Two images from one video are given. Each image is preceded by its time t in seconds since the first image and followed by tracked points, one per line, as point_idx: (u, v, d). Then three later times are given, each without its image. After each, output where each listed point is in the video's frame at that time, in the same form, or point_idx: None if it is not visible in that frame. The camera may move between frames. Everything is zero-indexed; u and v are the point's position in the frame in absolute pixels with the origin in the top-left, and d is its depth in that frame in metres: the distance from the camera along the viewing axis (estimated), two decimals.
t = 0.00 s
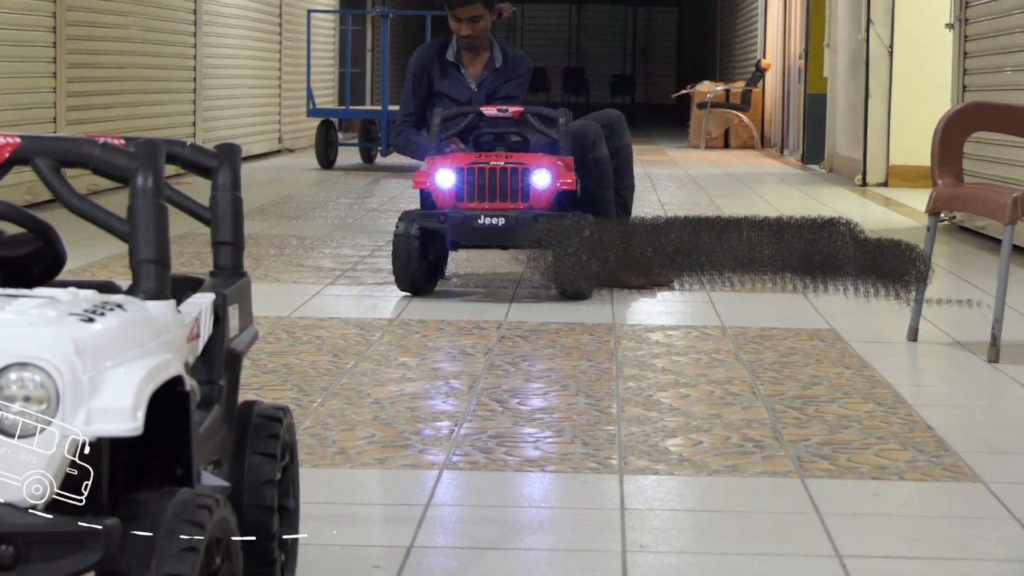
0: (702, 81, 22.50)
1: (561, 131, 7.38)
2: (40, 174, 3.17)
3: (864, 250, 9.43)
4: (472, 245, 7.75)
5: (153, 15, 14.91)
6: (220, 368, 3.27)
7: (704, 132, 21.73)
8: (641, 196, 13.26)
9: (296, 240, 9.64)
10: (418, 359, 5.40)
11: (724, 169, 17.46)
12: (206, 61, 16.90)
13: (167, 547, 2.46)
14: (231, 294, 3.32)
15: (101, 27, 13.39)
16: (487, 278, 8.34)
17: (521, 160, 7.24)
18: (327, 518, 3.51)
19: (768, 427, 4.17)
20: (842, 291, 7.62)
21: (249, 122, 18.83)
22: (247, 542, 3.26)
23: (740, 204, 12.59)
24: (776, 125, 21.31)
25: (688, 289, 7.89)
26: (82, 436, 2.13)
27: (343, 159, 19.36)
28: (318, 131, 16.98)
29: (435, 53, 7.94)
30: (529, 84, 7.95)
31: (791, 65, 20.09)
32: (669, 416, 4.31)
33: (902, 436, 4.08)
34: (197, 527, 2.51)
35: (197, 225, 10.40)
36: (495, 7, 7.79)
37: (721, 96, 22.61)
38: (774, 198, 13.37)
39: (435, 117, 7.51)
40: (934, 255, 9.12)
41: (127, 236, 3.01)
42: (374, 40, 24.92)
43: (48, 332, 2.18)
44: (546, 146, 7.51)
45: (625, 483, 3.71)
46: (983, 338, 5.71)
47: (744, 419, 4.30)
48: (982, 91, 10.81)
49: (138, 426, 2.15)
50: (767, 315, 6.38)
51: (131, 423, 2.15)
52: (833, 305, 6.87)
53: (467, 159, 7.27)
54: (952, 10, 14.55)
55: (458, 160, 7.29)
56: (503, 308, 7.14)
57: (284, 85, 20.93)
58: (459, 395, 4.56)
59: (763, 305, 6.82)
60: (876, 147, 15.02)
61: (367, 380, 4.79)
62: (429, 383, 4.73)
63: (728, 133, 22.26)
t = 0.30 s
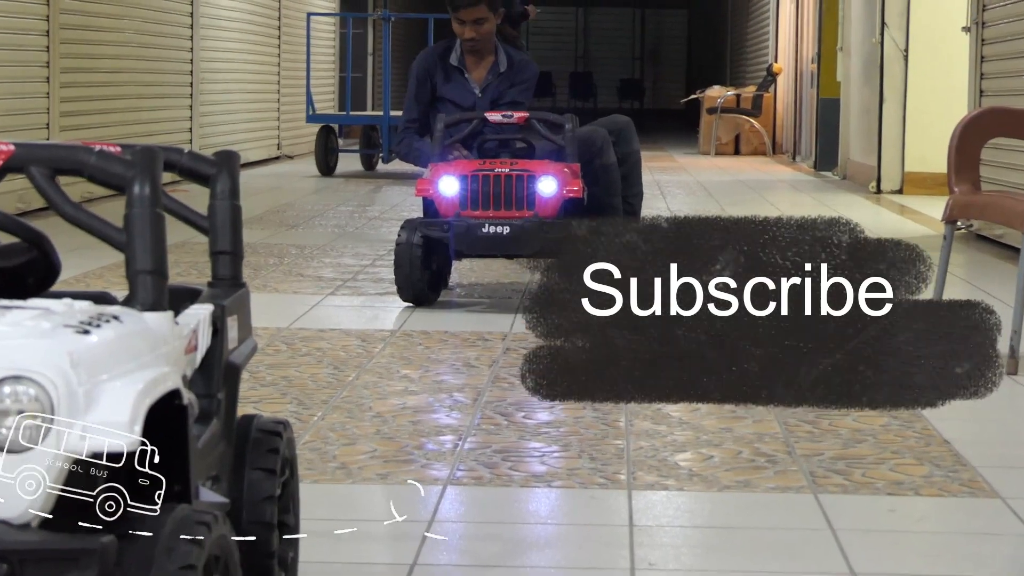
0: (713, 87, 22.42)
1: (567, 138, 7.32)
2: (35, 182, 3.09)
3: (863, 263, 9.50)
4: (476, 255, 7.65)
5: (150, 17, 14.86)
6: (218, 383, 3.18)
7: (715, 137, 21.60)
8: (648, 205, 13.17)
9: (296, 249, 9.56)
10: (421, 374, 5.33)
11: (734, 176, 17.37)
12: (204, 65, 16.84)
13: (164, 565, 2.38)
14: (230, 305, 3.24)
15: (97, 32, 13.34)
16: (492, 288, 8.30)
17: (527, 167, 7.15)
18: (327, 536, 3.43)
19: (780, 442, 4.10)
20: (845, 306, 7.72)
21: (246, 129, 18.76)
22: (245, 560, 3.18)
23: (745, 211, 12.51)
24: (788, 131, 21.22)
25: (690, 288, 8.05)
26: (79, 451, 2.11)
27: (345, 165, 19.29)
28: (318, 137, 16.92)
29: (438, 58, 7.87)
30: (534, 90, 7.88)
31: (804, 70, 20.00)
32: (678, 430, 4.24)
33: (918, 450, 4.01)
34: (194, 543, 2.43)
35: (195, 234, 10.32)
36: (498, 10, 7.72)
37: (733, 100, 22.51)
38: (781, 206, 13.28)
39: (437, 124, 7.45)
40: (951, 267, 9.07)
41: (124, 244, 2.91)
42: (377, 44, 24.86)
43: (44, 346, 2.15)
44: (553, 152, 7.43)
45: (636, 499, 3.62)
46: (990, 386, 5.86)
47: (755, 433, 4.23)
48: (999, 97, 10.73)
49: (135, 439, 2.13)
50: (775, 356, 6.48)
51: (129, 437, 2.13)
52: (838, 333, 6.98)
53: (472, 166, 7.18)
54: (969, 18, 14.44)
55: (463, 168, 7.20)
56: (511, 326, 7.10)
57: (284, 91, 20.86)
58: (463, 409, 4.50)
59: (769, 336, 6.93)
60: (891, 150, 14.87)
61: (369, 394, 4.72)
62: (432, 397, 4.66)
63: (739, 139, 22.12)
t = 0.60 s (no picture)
0: (724, 92, 22.29)
1: (575, 145, 7.21)
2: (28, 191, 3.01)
3: (863, 262, 9.47)
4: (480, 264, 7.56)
5: (150, 19, 14.74)
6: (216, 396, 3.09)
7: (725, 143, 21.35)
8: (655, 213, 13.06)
9: (295, 259, 9.47)
10: (424, 388, 5.26)
11: (743, 182, 17.27)
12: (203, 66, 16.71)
13: None
14: (228, 317, 3.15)
15: (95, 35, 13.22)
16: (497, 298, 8.22)
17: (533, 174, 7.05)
18: (329, 553, 3.34)
19: (791, 458, 4.05)
20: (845, 306, 7.69)
21: (246, 132, 18.65)
22: None
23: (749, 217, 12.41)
24: (801, 137, 21.08)
25: (689, 286, 7.99)
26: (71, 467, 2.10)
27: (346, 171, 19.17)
28: (319, 144, 16.77)
29: (442, 63, 7.78)
30: (539, 95, 7.78)
31: (816, 74, 19.87)
32: (687, 446, 4.19)
33: (933, 466, 3.96)
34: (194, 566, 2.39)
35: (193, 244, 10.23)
36: (502, 13, 7.61)
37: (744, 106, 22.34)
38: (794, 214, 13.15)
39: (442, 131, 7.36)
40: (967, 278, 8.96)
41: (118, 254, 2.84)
42: (378, 46, 24.73)
43: (37, 359, 2.13)
44: (559, 159, 7.35)
45: (644, 516, 3.54)
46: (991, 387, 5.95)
47: (766, 450, 4.18)
48: (1013, 103, 10.70)
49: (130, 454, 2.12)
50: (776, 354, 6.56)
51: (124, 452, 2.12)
52: (839, 333, 7.03)
53: (477, 173, 7.07)
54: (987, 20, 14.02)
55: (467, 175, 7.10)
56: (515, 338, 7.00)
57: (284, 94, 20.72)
58: (467, 423, 4.46)
59: (771, 335, 6.94)
60: (905, 153, 14.41)
61: (370, 407, 4.72)
62: (435, 410, 4.63)
63: (749, 145, 21.71)
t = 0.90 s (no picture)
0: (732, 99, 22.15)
1: (578, 153, 7.12)
2: (15, 200, 2.94)
3: (864, 262, 9.65)
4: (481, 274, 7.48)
5: (142, 23, 14.64)
6: (209, 413, 3.00)
7: (732, 152, 21.26)
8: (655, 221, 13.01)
9: (289, 269, 9.42)
10: (423, 403, 5.22)
11: (748, 191, 17.21)
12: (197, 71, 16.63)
13: None
14: (221, 330, 3.08)
15: (86, 40, 13.13)
16: (497, 310, 8.15)
17: (535, 183, 6.96)
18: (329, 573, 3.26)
19: (799, 475, 4.07)
20: (844, 307, 8.04)
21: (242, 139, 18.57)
22: None
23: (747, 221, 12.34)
24: (808, 145, 20.98)
25: (691, 287, 8.31)
26: (61, 481, 2.17)
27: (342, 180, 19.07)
28: (315, 152, 16.68)
29: (441, 70, 7.69)
30: (542, 101, 7.77)
31: (825, 80, 19.79)
32: (691, 462, 4.23)
33: (944, 483, 3.97)
34: None
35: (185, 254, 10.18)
36: (504, 21, 7.56)
37: (751, 113, 22.20)
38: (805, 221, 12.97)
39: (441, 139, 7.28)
40: (979, 289, 8.92)
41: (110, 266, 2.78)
42: (376, 50, 24.65)
43: (28, 373, 2.22)
44: (561, 167, 7.27)
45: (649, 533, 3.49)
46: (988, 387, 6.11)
47: (771, 467, 4.22)
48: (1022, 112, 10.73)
49: (121, 471, 2.19)
50: (776, 354, 6.74)
51: (114, 467, 2.20)
52: (839, 334, 7.20)
53: (478, 181, 6.98)
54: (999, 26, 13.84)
55: (468, 183, 7.00)
56: (516, 348, 6.94)
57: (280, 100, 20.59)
58: (466, 439, 4.49)
59: (770, 337, 7.12)
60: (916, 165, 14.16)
61: (366, 423, 4.75)
62: (434, 426, 4.69)
63: (756, 153, 21.64)
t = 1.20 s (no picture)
0: (738, 105, 22.03)
1: (581, 159, 7.05)
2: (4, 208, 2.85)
3: (865, 262, 9.77)
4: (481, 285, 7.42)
5: (133, 26, 14.54)
6: (203, 427, 2.94)
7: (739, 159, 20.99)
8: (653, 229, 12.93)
9: (286, 278, 9.38)
10: (422, 416, 5.16)
11: (751, 199, 17.14)
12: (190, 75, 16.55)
13: None
14: (215, 341, 3.00)
15: (76, 44, 13.06)
16: (499, 321, 8.10)
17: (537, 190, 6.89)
18: None
19: (808, 490, 4.05)
20: (845, 307, 8.08)
21: (234, 144, 18.48)
22: None
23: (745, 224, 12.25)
24: (818, 152, 20.88)
25: (690, 286, 8.32)
26: (51, 497, 2.09)
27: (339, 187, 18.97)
28: (311, 157, 16.64)
29: (440, 74, 7.62)
30: (543, 107, 7.68)
31: (835, 86, 19.69)
32: (697, 476, 4.21)
33: (957, 500, 3.95)
34: None
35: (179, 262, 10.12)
36: (505, 23, 7.50)
37: (760, 119, 22.10)
38: (803, 222, 13.25)
39: (442, 145, 7.23)
40: (994, 300, 8.83)
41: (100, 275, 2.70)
42: (374, 55, 24.58)
43: (16, 387, 2.13)
44: (564, 174, 7.20)
45: (654, 551, 3.47)
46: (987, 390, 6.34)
47: (779, 480, 4.19)
48: None
49: (112, 487, 2.11)
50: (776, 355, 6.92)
51: (105, 484, 2.12)
52: (840, 332, 7.41)
53: (479, 189, 6.91)
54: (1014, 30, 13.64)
55: (468, 191, 6.93)
56: (517, 360, 6.87)
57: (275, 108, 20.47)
58: (467, 453, 4.46)
59: (772, 336, 7.28)
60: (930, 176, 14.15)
61: (364, 437, 4.73)
62: (436, 439, 4.66)
63: (764, 161, 21.39)
